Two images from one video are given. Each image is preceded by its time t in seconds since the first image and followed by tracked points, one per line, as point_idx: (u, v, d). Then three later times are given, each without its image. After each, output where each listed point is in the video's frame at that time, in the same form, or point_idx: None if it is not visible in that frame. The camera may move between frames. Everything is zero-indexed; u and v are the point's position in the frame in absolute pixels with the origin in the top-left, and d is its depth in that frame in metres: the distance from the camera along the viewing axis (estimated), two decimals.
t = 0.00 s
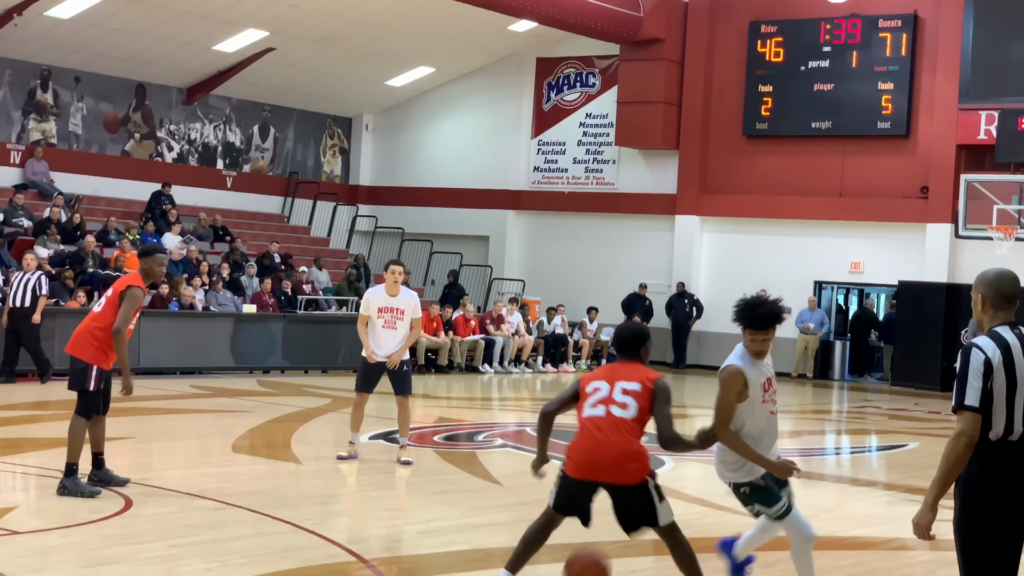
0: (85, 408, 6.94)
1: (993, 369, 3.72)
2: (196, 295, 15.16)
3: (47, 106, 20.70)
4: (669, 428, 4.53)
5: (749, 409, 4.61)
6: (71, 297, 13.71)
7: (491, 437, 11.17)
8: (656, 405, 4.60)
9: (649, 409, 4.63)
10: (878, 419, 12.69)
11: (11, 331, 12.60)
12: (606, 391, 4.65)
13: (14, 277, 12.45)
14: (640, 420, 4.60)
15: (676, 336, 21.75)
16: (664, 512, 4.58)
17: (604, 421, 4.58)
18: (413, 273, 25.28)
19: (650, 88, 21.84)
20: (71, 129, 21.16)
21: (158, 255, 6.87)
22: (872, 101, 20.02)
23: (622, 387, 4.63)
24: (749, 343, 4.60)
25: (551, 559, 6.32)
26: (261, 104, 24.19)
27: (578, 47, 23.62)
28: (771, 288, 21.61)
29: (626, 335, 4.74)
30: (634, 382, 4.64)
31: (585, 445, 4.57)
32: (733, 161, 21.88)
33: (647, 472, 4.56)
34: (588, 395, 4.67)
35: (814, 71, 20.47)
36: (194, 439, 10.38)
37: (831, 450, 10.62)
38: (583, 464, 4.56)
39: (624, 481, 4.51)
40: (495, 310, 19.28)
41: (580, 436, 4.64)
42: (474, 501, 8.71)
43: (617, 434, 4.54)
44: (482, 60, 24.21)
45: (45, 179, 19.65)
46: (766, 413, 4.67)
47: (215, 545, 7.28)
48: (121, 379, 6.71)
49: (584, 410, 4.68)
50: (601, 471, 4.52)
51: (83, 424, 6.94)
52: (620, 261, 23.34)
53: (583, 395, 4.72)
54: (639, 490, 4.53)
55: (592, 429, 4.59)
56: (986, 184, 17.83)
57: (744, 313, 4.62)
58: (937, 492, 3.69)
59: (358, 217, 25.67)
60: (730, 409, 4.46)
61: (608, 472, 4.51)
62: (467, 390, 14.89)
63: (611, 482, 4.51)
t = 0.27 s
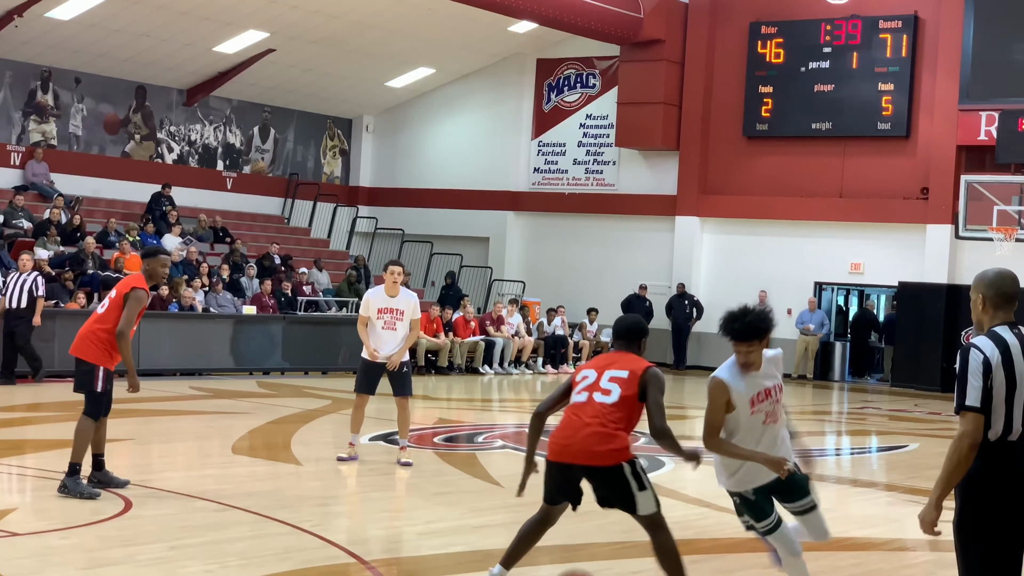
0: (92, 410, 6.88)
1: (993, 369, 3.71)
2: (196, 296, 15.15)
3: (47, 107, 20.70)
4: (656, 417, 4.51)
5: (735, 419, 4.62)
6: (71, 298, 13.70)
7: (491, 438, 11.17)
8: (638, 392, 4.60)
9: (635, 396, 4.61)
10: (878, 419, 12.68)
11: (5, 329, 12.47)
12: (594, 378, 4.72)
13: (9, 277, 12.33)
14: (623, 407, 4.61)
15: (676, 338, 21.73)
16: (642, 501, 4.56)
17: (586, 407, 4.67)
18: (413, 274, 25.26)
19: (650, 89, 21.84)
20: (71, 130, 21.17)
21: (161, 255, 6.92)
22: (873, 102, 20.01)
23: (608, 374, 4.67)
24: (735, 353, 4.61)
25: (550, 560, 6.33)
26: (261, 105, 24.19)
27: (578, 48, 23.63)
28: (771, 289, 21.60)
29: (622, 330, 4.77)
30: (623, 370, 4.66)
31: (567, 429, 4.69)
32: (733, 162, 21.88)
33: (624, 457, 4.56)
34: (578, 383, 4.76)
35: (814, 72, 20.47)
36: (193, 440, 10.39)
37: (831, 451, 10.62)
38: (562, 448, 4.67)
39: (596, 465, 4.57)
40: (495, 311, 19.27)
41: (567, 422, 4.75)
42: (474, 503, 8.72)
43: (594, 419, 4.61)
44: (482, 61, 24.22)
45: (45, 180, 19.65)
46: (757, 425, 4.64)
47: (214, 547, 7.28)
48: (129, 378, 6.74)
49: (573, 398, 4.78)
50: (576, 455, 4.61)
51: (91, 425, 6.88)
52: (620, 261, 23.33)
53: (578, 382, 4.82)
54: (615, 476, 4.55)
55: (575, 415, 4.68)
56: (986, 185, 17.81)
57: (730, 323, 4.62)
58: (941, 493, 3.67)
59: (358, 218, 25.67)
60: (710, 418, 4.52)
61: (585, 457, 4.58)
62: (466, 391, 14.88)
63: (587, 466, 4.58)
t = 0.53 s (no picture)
0: (102, 409, 6.93)
1: (993, 370, 3.71)
2: (196, 297, 15.15)
3: (47, 108, 20.71)
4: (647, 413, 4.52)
5: (717, 426, 4.72)
6: (71, 299, 13.69)
7: (491, 438, 11.16)
8: (633, 389, 4.61)
9: (629, 395, 4.62)
10: (878, 420, 12.67)
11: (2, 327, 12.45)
12: (588, 373, 4.72)
13: (6, 277, 12.33)
14: (616, 405, 4.61)
15: (676, 339, 21.69)
16: (624, 501, 4.61)
17: (578, 402, 4.67)
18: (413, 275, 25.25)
19: (651, 89, 21.83)
20: (71, 131, 21.17)
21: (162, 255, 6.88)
22: (873, 103, 20.02)
23: (603, 371, 4.67)
24: (721, 365, 4.67)
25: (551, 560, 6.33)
26: (261, 106, 24.19)
27: (578, 49, 23.62)
28: (771, 290, 21.60)
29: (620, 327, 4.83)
30: (618, 367, 4.66)
31: (557, 423, 4.69)
32: (734, 163, 21.87)
33: (611, 458, 4.58)
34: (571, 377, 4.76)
35: (814, 73, 20.47)
36: (193, 441, 10.38)
37: (831, 452, 10.61)
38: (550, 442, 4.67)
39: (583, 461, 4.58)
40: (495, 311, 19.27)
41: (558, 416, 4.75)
42: (474, 503, 8.72)
43: (586, 416, 4.61)
44: (482, 62, 24.21)
45: (44, 182, 19.62)
46: (739, 435, 4.70)
47: (215, 547, 7.28)
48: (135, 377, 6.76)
49: (566, 392, 4.77)
50: (563, 450, 4.61)
51: (101, 423, 6.94)
52: (620, 262, 23.32)
53: (570, 376, 4.82)
54: (602, 474, 4.57)
55: (568, 410, 4.68)
56: (987, 186, 17.81)
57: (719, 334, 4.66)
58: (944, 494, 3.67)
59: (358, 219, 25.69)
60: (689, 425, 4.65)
61: (575, 453, 4.58)
62: (466, 392, 14.86)
63: (574, 463, 4.59)
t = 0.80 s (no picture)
0: (109, 405, 6.91)
1: (995, 371, 3.70)
2: (195, 296, 15.15)
3: (46, 107, 20.70)
4: (637, 415, 4.54)
5: (707, 428, 4.70)
6: (71, 298, 13.69)
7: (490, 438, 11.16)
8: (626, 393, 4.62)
9: (620, 401, 4.64)
10: (878, 420, 12.67)
11: None
12: (579, 377, 4.71)
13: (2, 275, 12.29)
14: (609, 409, 4.60)
15: (675, 338, 21.67)
16: (608, 513, 4.61)
17: (570, 407, 4.66)
18: (413, 274, 25.25)
19: (650, 89, 21.83)
20: (70, 129, 21.16)
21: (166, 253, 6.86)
22: (872, 103, 20.01)
23: (595, 375, 4.66)
24: (707, 370, 4.65)
25: (549, 560, 6.33)
26: (261, 105, 24.18)
27: (578, 48, 23.61)
28: (770, 289, 21.59)
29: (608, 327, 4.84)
30: (609, 371, 4.66)
31: (549, 429, 4.67)
32: (733, 162, 21.86)
33: (601, 466, 4.59)
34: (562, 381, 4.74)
35: (813, 72, 20.47)
36: (192, 440, 10.37)
37: (830, 452, 10.60)
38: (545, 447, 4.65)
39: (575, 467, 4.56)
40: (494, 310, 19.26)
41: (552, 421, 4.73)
42: (473, 502, 8.72)
43: (579, 421, 4.59)
44: (482, 61, 24.21)
45: (44, 180, 19.60)
46: (728, 437, 4.65)
47: (213, 546, 7.27)
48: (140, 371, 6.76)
49: (555, 396, 4.75)
50: (557, 455, 4.59)
51: (109, 421, 6.88)
52: (620, 262, 23.32)
53: (559, 379, 4.79)
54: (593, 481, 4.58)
55: (560, 415, 4.66)
56: (986, 186, 17.81)
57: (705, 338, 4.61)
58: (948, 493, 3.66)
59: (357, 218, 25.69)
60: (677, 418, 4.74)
61: (568, 460, 4.57)
62: (466, 391, 14.85)
63: (567, 469, 4.58)
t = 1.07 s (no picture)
0: (116, 405, 6.90)
1: (997, 370, 3.70)
2: (195, 296, 15.14)
3: (46, 106, 20.68)
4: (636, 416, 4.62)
5: (695, 426, 4.59)
6: (70, 297, 13.66)
7: (491, 437, 11.16)
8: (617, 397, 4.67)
9: (611, 406, 4.69)
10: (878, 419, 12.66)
11: None
12: (568, 385, 4.68)
13: None
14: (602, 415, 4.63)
15: (675, 337, 21.67)
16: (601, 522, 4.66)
17: (565, 416, 4.62)
18: (413, 274, 25.25)
19: (651, 88, 21.83)
20: (70, 129, 21.15)
21: (165, 251, 6.83)
22: (872, 102, 20.01)
23: (584, 381, 4.67)
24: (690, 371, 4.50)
25: (549, 560, 6.33)
26: (261, 105, 24.17)
27: (578, 48, 23.60)
28: (770, 289, 21.60)
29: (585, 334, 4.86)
30: (597, 377, 4.69)
31: (544, 441, 4.62)
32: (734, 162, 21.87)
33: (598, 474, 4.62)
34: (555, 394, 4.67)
35: (813, 72, 20.46)
36: (192, 440, 10.37)
37: (830, 451, 10.60)
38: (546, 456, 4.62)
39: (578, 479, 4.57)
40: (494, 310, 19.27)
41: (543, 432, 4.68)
42: (473, 502, 8.71)
43: (577, 430, 4.58)
44: (482, 60, 24.20)
45: (43, 180, 19.61)
46: (715, 435, 4.54)
47: (213, 546, 7.27)
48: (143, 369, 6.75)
49: (545, 406, 4.69)
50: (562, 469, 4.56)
51: (116, 420, 6.88)
52: (620, 262, 23.33)
53: (544, 388, 4.72)
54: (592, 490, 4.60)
55: (556, 426, 4.62)
56: (986, 186, 17.82)
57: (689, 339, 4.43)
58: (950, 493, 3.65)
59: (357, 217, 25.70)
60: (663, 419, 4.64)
61: (571, 471, 4.55)
62: (466, 391, 14.85)
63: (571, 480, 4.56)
